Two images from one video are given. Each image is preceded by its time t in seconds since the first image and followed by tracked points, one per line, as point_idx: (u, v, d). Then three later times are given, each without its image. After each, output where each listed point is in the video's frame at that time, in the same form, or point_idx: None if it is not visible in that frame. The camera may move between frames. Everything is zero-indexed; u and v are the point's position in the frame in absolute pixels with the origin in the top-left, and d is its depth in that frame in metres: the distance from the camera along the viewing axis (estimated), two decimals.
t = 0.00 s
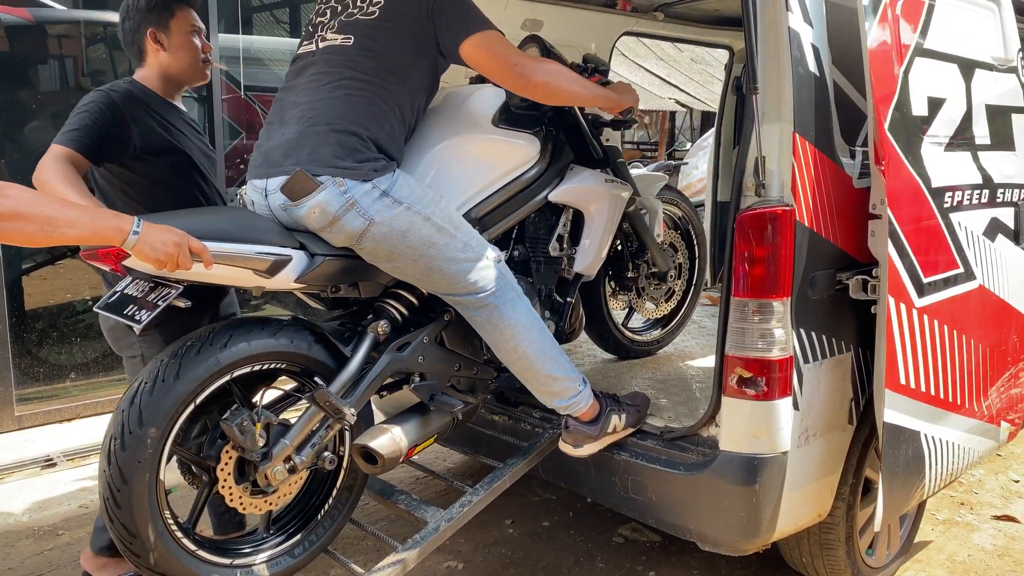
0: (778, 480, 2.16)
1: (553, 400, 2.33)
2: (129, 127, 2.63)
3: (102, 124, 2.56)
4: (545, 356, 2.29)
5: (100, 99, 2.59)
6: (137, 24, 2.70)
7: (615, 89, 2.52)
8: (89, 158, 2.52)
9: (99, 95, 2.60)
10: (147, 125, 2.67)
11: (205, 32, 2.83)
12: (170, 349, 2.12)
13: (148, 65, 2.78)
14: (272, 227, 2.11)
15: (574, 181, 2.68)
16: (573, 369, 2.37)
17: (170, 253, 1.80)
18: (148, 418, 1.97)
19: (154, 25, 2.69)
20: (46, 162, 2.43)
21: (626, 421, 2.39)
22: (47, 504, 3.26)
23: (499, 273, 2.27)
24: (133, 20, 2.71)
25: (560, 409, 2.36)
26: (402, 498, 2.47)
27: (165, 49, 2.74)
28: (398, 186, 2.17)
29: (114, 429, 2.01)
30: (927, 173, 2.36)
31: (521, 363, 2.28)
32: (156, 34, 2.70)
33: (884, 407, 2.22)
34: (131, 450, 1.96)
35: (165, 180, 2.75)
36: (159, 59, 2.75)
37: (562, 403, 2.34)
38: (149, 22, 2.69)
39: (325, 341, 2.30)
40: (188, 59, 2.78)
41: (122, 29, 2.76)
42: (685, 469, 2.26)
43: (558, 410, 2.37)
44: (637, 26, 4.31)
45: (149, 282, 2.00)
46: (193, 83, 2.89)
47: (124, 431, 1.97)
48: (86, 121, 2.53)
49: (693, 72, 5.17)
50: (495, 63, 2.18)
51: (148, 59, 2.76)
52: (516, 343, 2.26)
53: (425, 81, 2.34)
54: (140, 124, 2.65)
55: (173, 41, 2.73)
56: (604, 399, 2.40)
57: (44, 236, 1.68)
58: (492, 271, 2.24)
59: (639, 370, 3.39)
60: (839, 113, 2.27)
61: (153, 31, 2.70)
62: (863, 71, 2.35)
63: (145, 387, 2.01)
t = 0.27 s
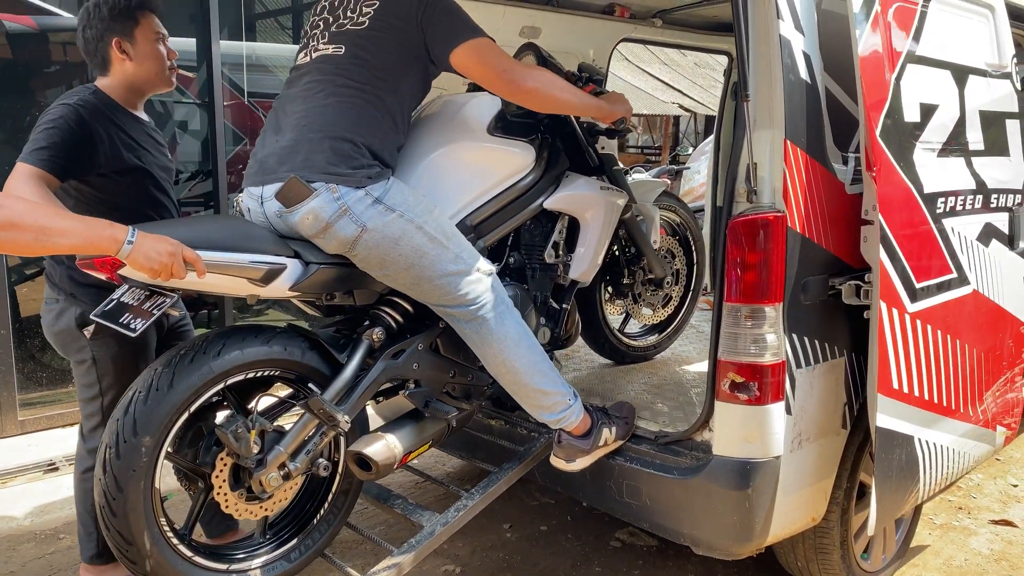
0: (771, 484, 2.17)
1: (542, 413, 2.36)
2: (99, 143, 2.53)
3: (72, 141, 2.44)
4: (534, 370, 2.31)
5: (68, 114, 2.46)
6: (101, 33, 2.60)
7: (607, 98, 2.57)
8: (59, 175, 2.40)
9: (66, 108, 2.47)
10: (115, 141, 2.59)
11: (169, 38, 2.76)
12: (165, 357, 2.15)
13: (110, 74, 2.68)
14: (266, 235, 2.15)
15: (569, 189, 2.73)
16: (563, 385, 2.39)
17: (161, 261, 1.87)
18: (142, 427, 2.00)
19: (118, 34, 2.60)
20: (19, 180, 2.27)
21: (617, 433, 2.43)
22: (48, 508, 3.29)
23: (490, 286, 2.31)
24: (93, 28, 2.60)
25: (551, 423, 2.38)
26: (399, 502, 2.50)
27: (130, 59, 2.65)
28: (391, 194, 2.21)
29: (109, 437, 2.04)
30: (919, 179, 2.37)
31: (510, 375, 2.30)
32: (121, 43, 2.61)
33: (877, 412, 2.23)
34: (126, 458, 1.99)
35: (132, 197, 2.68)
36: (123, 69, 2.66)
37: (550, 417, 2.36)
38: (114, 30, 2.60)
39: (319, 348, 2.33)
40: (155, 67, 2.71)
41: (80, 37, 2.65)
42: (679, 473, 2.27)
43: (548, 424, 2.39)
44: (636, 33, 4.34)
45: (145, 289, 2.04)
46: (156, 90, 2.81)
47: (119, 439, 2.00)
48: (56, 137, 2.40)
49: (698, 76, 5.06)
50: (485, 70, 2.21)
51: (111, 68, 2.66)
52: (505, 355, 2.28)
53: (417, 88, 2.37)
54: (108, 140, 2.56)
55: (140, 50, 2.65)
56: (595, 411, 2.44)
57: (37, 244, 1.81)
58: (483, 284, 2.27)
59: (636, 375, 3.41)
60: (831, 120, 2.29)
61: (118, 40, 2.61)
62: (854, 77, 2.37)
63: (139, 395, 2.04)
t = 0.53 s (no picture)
0: (769, 487, 2.19)
1: (543, 416, 2.38)
2: (81, 151, 2.51)
3: (55, 151, 2.42)
4: (533, 374, 2.33)
5: (48, 123, 2.44)
6: (67, 37, 2.58)
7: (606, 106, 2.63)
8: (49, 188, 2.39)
9: (45, 118, 2.44)
10: (96, 147, 2.57)
11: (138, 43, 2.73)
12: (167, 360, 2.17)
13: (77, 80, 2.64)
14: (267, 240, 2.17)
15: (569, 193, 2.76)
16: (563, 387, 2.42)
17: (163, 265, 1.89)
18: (144, 430, 2.02)
19: (84, 39, 2.58)
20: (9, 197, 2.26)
21: (616, 437, 2.44)
22: (53, 510, 3.32)
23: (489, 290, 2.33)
24: (61, 34, 2.59)
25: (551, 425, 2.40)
26: (399, 504, 2.52)
27: (95, 64, 2.61)
28: (391, 199, 2.24)
29: (112, 440, 2.06)
30: (916, 184, 2.38)
31: (508, 379, 2.33)
32: (87, 48, 2.58)
33: (874, 415, 2.24)
34: (128, 461, 2.01)
35: (117, 204, 2.67)
36: (89, 75, 2.62)
37: (551, 419, 2.38)
38: (80, 36, 2.58)
39: (320, 352, 2.35)
40: (123, 73, 2.67)
41: (48, 43, 2.63)
42: (678, 476, 2.29)
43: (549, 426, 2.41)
44: (637, 38, 4.37)
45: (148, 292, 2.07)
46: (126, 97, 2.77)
47: (122, 443, 2.02)
48: (40, 149, 2.38)
49: (703, 80, 5.11)
50: (485, 81, 2.25)
51: (78, 74, 2.63)
52: (504, 359, 2.31)
53: (416, 95, 2.40)
54: (89, 146, 2.54)
55: (107, 56, 2.62)
56: (595, 415, 2.45)
57: (41, 249, 1.88)
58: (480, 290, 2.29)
59: (636, 378, 3.42)
60: (828, 125, 2.31)
61: (84, 46, 2.58)
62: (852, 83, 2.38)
63: (142, 398, 2.07)
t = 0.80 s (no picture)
0: (768, 490, 2.20)
1: (541, 420, 2.40)
2: (76, 158, 2.53)
3: (51, 159, 2.43)
4: (532, 379, 2.35)
5: (42, 132, 2.44)
6: (48, 45, 2.61)
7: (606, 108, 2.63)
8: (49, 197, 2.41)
9: (38, 126, 2.45)
10: (88, 154, 2.58)
11: (120, 49, 2.75)
12: (170, 363, 2.20)
13: (58, 87, 2.67)
14: (269, 245, 2.20)
15: (569, 198, 2.79)
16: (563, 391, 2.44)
17: (169, 269, 1.93)
18: (148, 431, 2.04)
19: (65, 46, 2.60)
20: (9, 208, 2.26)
21: (615, 441, 2.46)
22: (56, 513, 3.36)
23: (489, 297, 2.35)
24: (42, 41, 2.61)
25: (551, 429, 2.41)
26: (400, 506, 2.54)
27: (76, 71, 2.64)
28: (391, 205, 2.27)
29: (115, 442, 2.08)
30: (914, 189, 2.40)
31: (507, 384, 2.35)
32: (67, 56, 2.61)
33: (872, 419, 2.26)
34: (132, 462, 2.04)
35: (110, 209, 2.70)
36: (70, 81, 2.65)
37: (549, 423, 2.40)
38: (61, 43, 2.60)
39: (322, 354, 2.38)
40: (104, 79, 2.69)
41: (30, 49, 2.65)
42: (677, 479, 2.30)
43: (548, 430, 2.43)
44: (638, 44, 4.39)
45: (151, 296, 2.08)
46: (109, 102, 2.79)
47: (126, 445, 2.05)
48: (37, 159, 2.39)
49: (705, 86, 5.32)
50: (490, 89, 2.26)
51: (60, 80, 2.65)
52: (503, 365, 2.33)
53: (417, 102, 2.42)
54: (82, 153, 2.56)
55: (88, 63, 2.64)
56: (593, 420, 2.47)
57: (47, 254, 1.89)
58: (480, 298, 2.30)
59: (637, 382, 3.44)
60: (826, 130, 2.33)
61: (65, 53, 2.61)
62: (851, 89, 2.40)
63: (146, 401, 2.09)
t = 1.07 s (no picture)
0: (770, 495, 2.21)
1: (539, 426, 2.40)
2: (61, 165, 2.53)
3: (39, 166, 2.43)
4: (536, 382, 2.37)
5: (31, 138, 2.44)
6: (29, 51, 2.59)
7: (607, 115, 2.65)
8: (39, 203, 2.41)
9: (27, 132, 2.44)
10: (73, 161, 2.59)
11: (103, 58, 2.73)
12: (176, 368, 2.21)
13: (38, 93, 2.64)
14: (274, 250, 2.22)
15: (571, 203, 2.80)
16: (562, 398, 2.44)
17: (174, 274, 1.94)
18: (153, 435, 2.06)
19: (47, 53, 2.59)
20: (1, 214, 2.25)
21: (611, 450, 2.46)
22: (61, 517, 3.39)
23: (492, 303, 2.35)
24: (23, 47, 2.59)
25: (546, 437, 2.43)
26: (404, 510, 2.56)
27: (57, 78, 2.62)
28: (393, 210, 2.28)
29: (121, 446, 2.10)
30: (915, 196, 2.41)
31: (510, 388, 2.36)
32: (48, 62, 2.60)
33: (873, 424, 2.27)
34: (137, 465, 2.05)
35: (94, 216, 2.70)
36: (50, 88, 2.63)
37: (547, 429, 2.40)
38: (43, 49, 2.58)
39: (325, 359, 2.39)
40: (84, 87, 2.67)
41: (9, 54, 2.62)
42: (679, 483, 2.31)
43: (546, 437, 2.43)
44: (640, 50, 4.41)
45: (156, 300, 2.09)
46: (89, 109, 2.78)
47: (131, 448, 2.06)
48: (27, 165, 2.40)
49: (707, 91, 5.35)
50: (491, 101, 2.29)
51: (39, 86, 2.63)
52: (507, 369, 2.34)
53: (419, 111, 2.44)
54: (68, 159, 2.56)
55: (68, 70, 2.62)
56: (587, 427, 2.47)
57: (55, 259, 1.93)
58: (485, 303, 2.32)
59: (639, 386, 3.45)
60: (827, 136, 2.34)
61: (46, 60, 2.59)
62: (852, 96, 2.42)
63: (151, 405, 2.11)
